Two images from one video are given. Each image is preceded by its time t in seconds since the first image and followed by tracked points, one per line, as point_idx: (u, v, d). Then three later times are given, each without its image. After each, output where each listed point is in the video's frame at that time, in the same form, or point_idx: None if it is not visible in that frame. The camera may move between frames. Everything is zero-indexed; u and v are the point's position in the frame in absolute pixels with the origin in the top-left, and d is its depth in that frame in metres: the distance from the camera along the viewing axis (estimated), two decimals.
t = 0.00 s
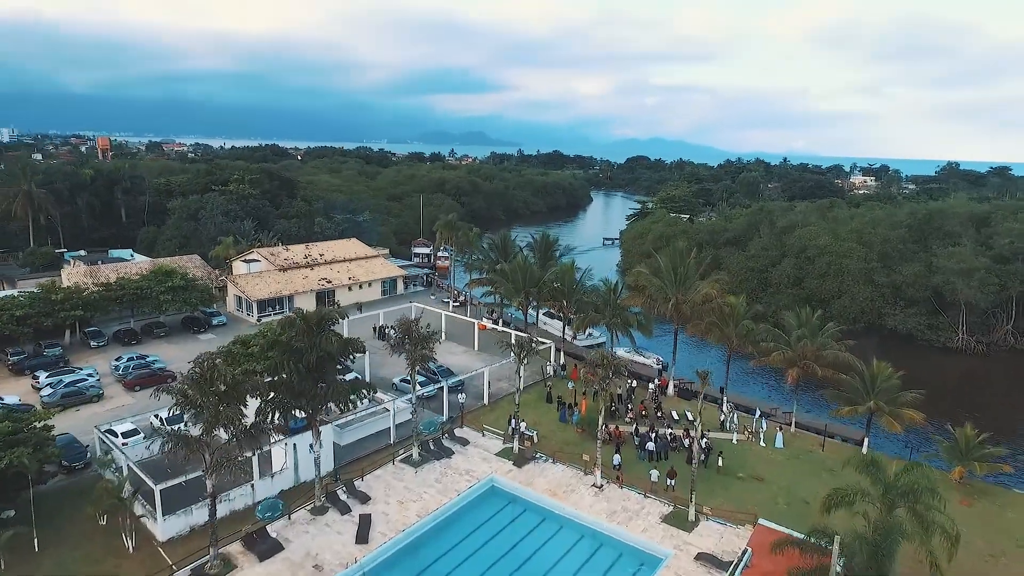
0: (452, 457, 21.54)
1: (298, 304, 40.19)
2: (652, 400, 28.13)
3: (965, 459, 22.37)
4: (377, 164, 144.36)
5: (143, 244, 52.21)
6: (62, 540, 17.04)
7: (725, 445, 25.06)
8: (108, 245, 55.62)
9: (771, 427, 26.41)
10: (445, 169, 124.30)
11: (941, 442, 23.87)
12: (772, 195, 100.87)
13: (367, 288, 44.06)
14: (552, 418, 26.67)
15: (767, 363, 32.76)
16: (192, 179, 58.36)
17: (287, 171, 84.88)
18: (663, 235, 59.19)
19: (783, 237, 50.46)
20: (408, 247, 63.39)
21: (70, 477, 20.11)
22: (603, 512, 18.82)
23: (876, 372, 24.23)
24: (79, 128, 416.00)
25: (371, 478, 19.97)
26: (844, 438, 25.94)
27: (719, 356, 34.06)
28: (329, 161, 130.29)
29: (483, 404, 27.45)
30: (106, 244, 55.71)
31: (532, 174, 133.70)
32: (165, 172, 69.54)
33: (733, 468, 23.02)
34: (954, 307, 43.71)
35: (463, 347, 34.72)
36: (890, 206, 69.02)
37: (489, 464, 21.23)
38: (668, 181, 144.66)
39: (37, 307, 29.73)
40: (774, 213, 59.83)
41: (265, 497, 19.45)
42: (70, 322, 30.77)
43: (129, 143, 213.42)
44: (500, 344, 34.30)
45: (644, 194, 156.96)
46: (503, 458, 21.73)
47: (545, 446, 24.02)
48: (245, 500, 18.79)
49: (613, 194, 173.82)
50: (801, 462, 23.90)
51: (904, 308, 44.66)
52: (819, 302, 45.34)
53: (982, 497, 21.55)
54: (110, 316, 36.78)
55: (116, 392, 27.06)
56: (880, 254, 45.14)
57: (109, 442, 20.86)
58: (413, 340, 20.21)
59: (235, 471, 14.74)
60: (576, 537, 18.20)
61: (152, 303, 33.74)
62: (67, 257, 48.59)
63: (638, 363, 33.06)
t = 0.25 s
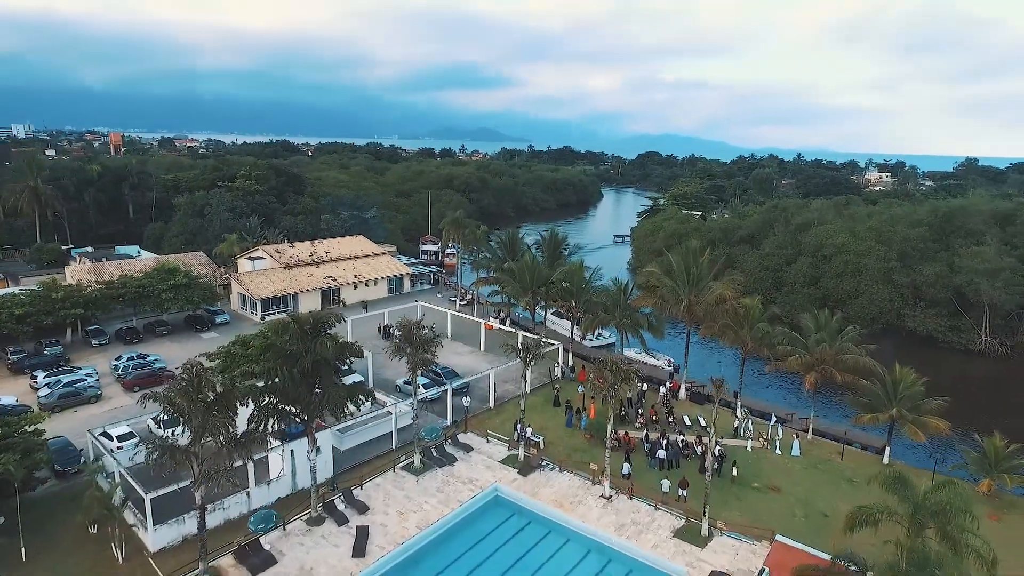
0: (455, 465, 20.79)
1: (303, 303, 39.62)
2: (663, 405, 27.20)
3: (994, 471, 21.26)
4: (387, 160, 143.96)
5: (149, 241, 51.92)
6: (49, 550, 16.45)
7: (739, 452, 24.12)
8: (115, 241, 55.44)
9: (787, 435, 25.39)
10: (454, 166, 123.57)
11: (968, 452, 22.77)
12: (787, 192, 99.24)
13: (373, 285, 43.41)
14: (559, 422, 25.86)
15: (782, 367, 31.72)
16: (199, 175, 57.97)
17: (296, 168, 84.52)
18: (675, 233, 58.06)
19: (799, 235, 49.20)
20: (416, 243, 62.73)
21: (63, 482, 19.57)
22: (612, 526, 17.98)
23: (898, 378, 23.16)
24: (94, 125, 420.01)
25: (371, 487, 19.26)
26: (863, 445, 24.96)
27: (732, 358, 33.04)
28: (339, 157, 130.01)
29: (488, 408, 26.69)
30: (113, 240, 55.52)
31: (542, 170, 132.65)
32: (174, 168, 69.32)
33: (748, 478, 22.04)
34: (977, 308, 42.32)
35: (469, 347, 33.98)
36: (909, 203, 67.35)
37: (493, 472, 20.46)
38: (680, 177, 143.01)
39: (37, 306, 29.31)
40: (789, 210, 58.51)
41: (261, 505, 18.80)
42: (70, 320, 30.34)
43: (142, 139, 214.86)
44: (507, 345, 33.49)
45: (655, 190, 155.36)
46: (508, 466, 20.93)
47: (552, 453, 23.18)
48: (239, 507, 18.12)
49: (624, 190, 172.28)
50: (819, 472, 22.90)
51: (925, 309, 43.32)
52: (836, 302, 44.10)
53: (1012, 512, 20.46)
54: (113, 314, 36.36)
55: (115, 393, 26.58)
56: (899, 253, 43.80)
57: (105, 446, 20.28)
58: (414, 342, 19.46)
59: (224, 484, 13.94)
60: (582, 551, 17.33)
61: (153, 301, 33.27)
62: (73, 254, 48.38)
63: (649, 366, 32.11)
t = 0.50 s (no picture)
0: (458, 474, 19.92)
1: (308, 301, 38.94)
2: (676, 411, 26.16)
3: None
4: (398, 155, 143.67)
5: (156, 237, 51.57)
6: (33, 562, 15.81)
7: (755, 462, 23.04)
8: (123, 237, 55.16)
9: (807, 444, 24.24)
10: (465, 161, 122.70)
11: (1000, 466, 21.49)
12: (803, 189, 97.28)
13: (379, 283, 42.65)
14: (567, 428, 24.91)
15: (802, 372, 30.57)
16: (207, 170, 57.54)
17: (305, 164, 84.15)
18: (688, 230, 56.76)
19: (816, 234, 47.80)
20: (425, 240, 61.94)
21: (53, 488, 19.01)
22: (621, 543, 17.01)
23: (926, 386, 21.92)
24: (109, 120, 424.01)
25: (369, 497, 18.45)
26: (886, 456, 23.79)
27: (749, 362, 31.86)
28: (349, 153, 129.67)
29: (494, 412, 25.81)
30: (121, 236, 55.23)
31: (553, 166, 131.37)
32: (183, 164, 69.10)
33: (766, 491, 20.95)
34: (1004, 310, 40.71)
35: (476, 348, 33.09)
36: (930, 200, 65.46)
37: (497, 482, 19.56)
38: (693, 173, 141.13)
39: (36, 304, 28.79)
40: (806, 208, 56.97)
41: (256, 515, 18.05)
42: (71, 319, 29.80)
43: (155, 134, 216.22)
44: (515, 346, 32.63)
45: (668, 186, 153.59)
46: (513, 475, 20.04)
47: (559, 462, 22.26)
48: (232, 517, 17.43)
49: (637, 186, 170.49)
50: (841, 484, 21.77)
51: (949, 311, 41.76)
52: (856, 303, 42.69)
53: None
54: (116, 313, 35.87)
55: (113, 394, 25.99)
56: (922, 252, 42.27)
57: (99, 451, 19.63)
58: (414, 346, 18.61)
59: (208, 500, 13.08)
60: (589, 570, 16.36)
61: (155, 299, 32.71)
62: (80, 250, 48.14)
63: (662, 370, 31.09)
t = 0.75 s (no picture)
0: (459, 484, 19.13)
1: (311, 300, 38.29)
2: (687, 417, 25.23)
3: None
4: (406, 151, 143.17)
5: (161, 233, 51.17)
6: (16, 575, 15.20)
7: (769, 472, 22.09)
8: (128, 234, 54.85)
9: (824, 452, 23.25)
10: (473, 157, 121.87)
11: None
12: (817, 185, 95.56)
13: (384, 282, 41.94)
14: (574, 433, 24.05)
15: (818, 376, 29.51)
16: (212, 166, 57.07)
17: (312, 160, 83.65)
18: (699, 228, 55.60)
19: (832, 232, 46.53)
20: (431, 237, 61.19)
21: (42, 495, 18.43)
22: (630, 560, 16.14)
23: (951, 395, 20.82)
24: (121, 117, 426.87)
25: (366, 509, 17.70)
26: (907, 465, 22.72)
27: (763, 366, 30.85)
28: (357, 149, 129.20)
29: (499, 417, 25.00)
30: (126, 233, 54.92)
31: (562, 161, 130.28)
32: (190, 160, 68.75)
33: (782, 503, 19.99)
34: None
35: (481, 349, 32.31)
36: (949, 197, 63.82)
37: (500, 493, 18.73)
38: (704, 169, 139.51)
39: (33, 302, 28.28)
40: (820, 205, 55.64)
41: (249, 525, 17.31)
42: (68, 318, 29.30)
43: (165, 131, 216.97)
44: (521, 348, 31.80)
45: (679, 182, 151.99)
46: (516, 485, 19.22)
47: (565, 471, 21.40)
48: (224, 528, 16.72)
49: (647, 182, 168.92)
50: (861, 495, 20.76)
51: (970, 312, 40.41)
52: (873, 303, 41.46)
53: None
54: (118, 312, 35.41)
55: (109, 396, 25.43)
56: (942, 251, 40.91)
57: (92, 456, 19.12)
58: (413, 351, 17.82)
59: (191, 517, 12.37)
60: None
61: (154, 297, 32.17)
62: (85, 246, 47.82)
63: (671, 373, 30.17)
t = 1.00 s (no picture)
0: (461, 497, 18.25)
1: (315, 299, 37.57)
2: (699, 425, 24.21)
3: None
4: (416, 147, 142.42)
5: (167, 230, 50.71)
6: None
7: (787, 485, 21.00)
8: (134, 230, 54.50)
9: (844, 464, 22.13)
10: (483, 153, 120.83)
11: None
12: (833, 182, 93.60)
13: (389, 280, 41.15)
14: (581, 442, 23.11)
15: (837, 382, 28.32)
16: (218, 162, 56.51)
17: (320, 156, 83.06)
18: (713, 226, 54.27)
19: (850, 231, 45.10)
20: (439, 234, 60.35)
21: (29, 504, 17.78)
22: None
23: (983, 407, 19.63)
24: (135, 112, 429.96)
25: (362, 524, 16.87)
26: (933, 479, 21.56)
27: (779, 371, 29.72)
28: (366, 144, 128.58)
29: (504, 424, 24.08)
30: (132, 229, 54.57)
31: (573, 157, 128.91)
32: (197, 156, 68.31)
33: (801, 520, 18.93)
34: None
35: (487, 351, 31.42)
36: (971, 195, 61.95)
37: (504, 508, 17.82)
38: (717, 165, 137.55)
39: (32, 302, 27.74)
40: (838, 203, 54.11)
41: (239, 540, 16.51)
42: (67, 317, 28.74)
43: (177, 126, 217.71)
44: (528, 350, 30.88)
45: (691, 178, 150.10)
46: (521, 499, 18.32)
47: (572, 482, 20.47)
48: (213, 543, 15.91)
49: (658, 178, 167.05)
50: (885, 512, 19.63)
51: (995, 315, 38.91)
52: (893, 305, 40.06)
53: None
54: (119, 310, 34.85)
55: (105, 398, 24.81)
56: (967, 251, 39.42)
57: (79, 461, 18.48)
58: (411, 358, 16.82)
59: (170, 540, 11.56)
60: None
61: (155, 296, 31.57)
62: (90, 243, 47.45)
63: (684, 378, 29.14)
